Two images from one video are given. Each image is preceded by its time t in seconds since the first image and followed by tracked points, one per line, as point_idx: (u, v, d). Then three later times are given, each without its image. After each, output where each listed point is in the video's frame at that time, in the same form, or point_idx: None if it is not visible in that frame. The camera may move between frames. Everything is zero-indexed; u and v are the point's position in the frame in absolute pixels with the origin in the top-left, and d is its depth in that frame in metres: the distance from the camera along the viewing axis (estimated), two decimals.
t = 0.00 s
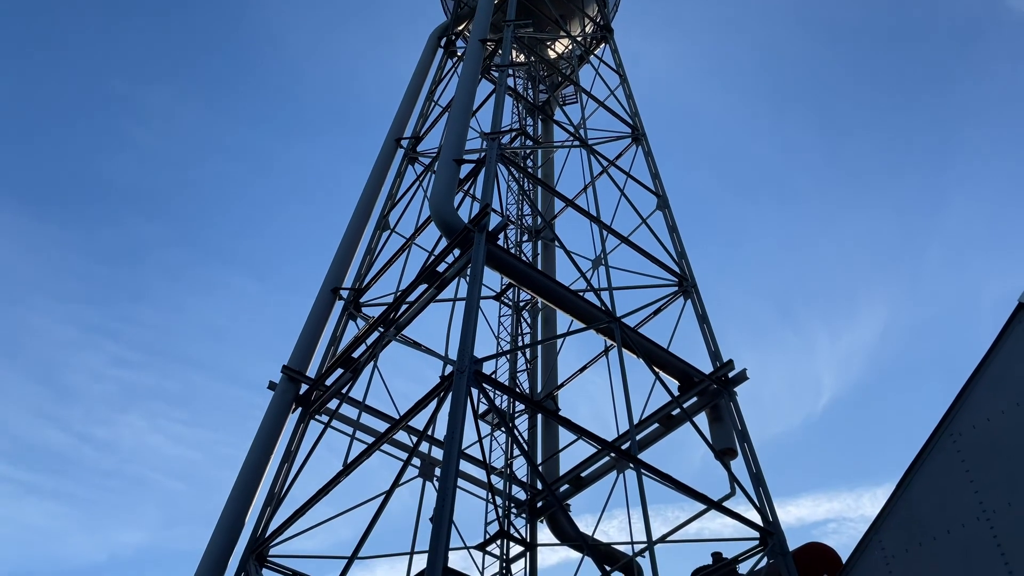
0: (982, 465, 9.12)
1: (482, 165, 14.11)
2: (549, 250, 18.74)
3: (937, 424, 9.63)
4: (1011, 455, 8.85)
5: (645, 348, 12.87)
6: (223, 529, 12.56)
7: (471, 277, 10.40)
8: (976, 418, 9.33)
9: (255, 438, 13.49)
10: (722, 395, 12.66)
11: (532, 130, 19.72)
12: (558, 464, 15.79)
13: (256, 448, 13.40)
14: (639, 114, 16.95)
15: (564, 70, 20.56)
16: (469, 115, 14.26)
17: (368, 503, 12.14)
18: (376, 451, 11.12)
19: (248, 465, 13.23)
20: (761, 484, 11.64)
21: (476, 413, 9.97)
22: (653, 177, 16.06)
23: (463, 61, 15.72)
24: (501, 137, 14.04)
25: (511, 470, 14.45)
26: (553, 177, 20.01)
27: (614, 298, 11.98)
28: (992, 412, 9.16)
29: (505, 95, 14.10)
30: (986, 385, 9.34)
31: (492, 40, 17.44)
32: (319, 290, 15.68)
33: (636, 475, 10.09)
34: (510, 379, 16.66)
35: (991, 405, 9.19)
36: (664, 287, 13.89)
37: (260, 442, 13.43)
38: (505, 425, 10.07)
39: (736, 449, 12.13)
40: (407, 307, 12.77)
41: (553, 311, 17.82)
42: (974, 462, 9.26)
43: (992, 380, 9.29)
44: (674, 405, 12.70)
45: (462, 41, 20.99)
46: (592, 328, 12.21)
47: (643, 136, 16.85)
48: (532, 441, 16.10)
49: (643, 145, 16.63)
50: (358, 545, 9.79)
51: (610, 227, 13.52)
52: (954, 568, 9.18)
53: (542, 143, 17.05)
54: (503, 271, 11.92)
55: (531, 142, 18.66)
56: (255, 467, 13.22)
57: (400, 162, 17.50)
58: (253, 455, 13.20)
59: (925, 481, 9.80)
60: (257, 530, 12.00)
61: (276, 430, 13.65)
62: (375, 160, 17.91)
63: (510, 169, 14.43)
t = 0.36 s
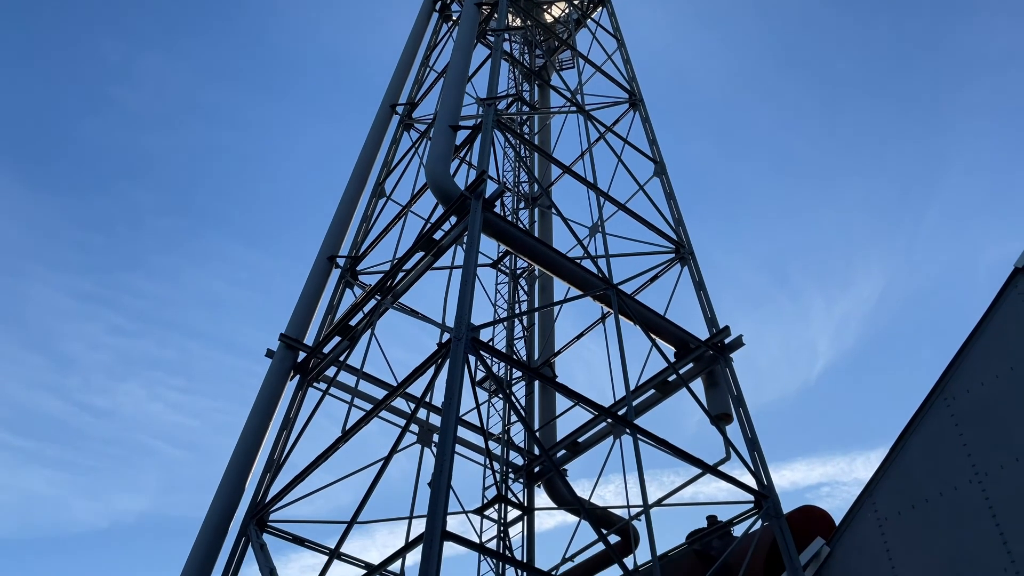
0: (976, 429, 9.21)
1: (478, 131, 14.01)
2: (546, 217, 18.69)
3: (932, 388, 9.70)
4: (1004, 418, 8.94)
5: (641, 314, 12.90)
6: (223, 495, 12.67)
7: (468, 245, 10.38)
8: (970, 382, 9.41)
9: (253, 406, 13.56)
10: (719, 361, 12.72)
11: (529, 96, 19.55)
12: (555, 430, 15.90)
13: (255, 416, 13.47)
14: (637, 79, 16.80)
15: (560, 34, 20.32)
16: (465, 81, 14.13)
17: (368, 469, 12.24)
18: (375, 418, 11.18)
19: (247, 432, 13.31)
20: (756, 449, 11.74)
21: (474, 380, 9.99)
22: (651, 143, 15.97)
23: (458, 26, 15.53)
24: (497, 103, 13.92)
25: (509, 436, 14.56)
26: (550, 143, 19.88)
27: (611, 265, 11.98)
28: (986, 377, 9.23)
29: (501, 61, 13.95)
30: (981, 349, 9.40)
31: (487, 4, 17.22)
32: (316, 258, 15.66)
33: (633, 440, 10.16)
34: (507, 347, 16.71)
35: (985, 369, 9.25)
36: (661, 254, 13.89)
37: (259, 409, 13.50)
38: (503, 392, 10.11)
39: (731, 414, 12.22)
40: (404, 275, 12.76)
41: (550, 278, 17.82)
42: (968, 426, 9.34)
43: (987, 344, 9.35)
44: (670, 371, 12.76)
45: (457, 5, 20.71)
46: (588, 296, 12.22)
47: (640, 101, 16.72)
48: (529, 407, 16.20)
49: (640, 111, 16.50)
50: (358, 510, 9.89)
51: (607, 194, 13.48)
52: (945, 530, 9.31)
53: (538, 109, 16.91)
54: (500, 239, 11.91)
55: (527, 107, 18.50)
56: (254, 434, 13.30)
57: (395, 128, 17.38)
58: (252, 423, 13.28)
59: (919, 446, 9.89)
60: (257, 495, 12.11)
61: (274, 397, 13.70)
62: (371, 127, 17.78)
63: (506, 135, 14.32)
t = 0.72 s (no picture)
0: (969, 391, 9.29)
1: (474, 94, 13.88)
2: (543, 181, 18.60)
3: (926, 351, 9.77)
4: (997, 380, 9.00)
5: (638, 279, 12.90)
6: (223, 459, 12.77)
7: (464, 209, 10.34)
8: (964, 344, 9.47)
9: (251, 371, 13.60)
10: (715, 325, 12.76)
11: (525, 58, 19.34)
12: (552, 394, 16.00)
13: (253, 381, 13.52)
14: (634, 41, 16.61)
15: None
16: (460, 43, 13.95)
17: (366, 433, 12.32)
18: (372, 383, 11.22)
19: (246, 398, 13.37)
20: (751, 412, 11.83)
21: (471, 345, 10.01)
22: (648, 106, 15.85)
23: None
24: (493, 65, 13.76)
25: (506, 401, 14.63)
26: (547, 107, 19.72)
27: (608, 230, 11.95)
28: (979, 339, 9.29)
29: (497, 22, 13.77)
30: (976, 311, 9.45)
31: None
32: (311, 223, 15.60)
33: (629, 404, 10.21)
34: (504, 311, 16.73)
35: (979, 332, 9.31)
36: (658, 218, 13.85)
37: (257, 375, 13.54)
38: (500, 356, 10.14)
39: (727, 377, 12.28)
40: (401, 240, 12.72)
41: (547, 243, 17.79)
42: (961, 388, 9.42)
43: (981, 307, 9.40)
44: (667, 336, 12.79)
45: None
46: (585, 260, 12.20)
47: (638, 63, 16.55)
48: (526, 372, 16.26)
49: (638, 73, 16.35)
50: (356, 473, 9.96)
51: (604, 158, 13.41)
52: (937, 491, 9.42)
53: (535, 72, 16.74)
54: (496, 204, 11.88)
55: (524, 70, 18.32)
56: (253, 399, 13.36)
57: (390, 92, 17.21)
58: (250, 389, 13.34)
59: (912, 407, 9.98)
60: (256, 459, 12.19)
61: (272, 362, 13.74)
62: (365, 90, 17.61)
63: (502, 98, 14.19)
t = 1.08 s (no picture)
0: (964, 355, 9.33)
1: (470, 57, 13.73)
2: (540, 146, 18.48)
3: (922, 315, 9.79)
4: (992, 343, 9.04)
5: (635, 245, 12.88)
6: (222, 424, 12.85)
7: (461, 174, 10.28)
8: (959, 309, 9.50)
9: (250, 337, 13.63)
10: (712, 290, 12.77)
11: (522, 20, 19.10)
12: (549, 359, 16.05)
13: (251, 348, 13.55)
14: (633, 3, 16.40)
15: None
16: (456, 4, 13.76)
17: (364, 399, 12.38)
18: (370, 349, 11.24)
19: (245, 363, 13.41)
20: (747, 376, 11.89)
21: (469, 311, 10.02)
22: (647, 69, 15.70)
23: None
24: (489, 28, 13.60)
25: (503, 366, 14.69)
26: (544, 70, 19.53)
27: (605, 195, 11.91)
28: (975, 304, 9.32)
29: None
30: (972, 276, 9.47)
31: None
32: (307, 188, 15.52)
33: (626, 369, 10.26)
34: (502, 277, 16.72)
35: (975, 296, 9.34)
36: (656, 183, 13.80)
37: (255, 341, 13.56)
38: (497, 322, 10.16)
39: (723, 342, 12.33)
40: (397, 206, 12.67)
41: (544, 209, 17.73)
42: (956, 352, 9.46)
43: (978, 271, 9.42)
44: (664, 301, 12.81)
45: None
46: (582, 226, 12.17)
47: (636, 26, 16.36)
48: (523, 337, 16.30)
49: (636, 36, 16.17)
50: (356, 437, 10.03)
51: (601, 123, 13.32)
52: (931, 453, 9.50)
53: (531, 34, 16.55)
54: (493, 169, 11.82)
55: (520, 32, 18.10)
56: (251, 365, 13.41)
57: (385, 55, 17.02)
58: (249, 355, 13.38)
59: (907, 372, 10.03)
60: (256, 424, 12.26)
61: (270, 329, 13.76)
62: (360, 54, 17.42)
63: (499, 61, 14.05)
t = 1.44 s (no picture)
0: (961, 317, 9.37)
1: (467, 18, 13.57)
2: (538, 109, 18.33)
3: (920, 278, 9.81)
4: (988, 305, 9.08)
5: (633, 209, 12.86)
6: (222, 388, 12.92)
7: (458, 138, 10.22)
8: (956, 272, 9.52)
9: (248, 302, 13.64)
10: (709, 254, 12.77)
11: None
12: (547, 324, 16.10)
13: (250, 312, 13.58)
14: None
15: None
16: None
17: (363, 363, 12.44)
18: (368, 313, 11.25)
19: (243, 328, 13.45)
20: (744, 340, 11.95)
21: (467, 275, 10.02)
22: (645, 30, 15.52)
23: None
24: None
25: (501, 330, 14.73)
26: (541, 31, 19.30)
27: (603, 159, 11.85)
28: (973, 266, 9.33)
29: None
30: (970, 239, 9.47)
31: None
32: (303, 152, 15.43)
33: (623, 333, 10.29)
34: (499, 242, 16.70)
35: (973, 258, 9.34)
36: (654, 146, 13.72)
37: (254, 305, 13.59)
38: (495, 286, 10.16)
39: (721, 306, 12.36)
40: (394, 170, 12.60)
41: (542, 173, 17.65)
42: (952, 315, 9.50)
43: (976, 233, 9.41)
44: (662, 265, 12.82)
45: None
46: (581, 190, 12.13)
47: None
48: (521, 301, 16.33)
49: None
50: (355, 401, 10.09)
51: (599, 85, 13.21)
52: (925, 414, 9.60)
53: None
54: (490, 133, 11.75)
55: None
56: (250, 329, 13.45)
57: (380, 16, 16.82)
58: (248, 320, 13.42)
59: (903, 334, 10.08)
60: (256, 388, 12.33)
61: (268, 293, 13.77)
62: (355, 15, 17.20)
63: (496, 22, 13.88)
